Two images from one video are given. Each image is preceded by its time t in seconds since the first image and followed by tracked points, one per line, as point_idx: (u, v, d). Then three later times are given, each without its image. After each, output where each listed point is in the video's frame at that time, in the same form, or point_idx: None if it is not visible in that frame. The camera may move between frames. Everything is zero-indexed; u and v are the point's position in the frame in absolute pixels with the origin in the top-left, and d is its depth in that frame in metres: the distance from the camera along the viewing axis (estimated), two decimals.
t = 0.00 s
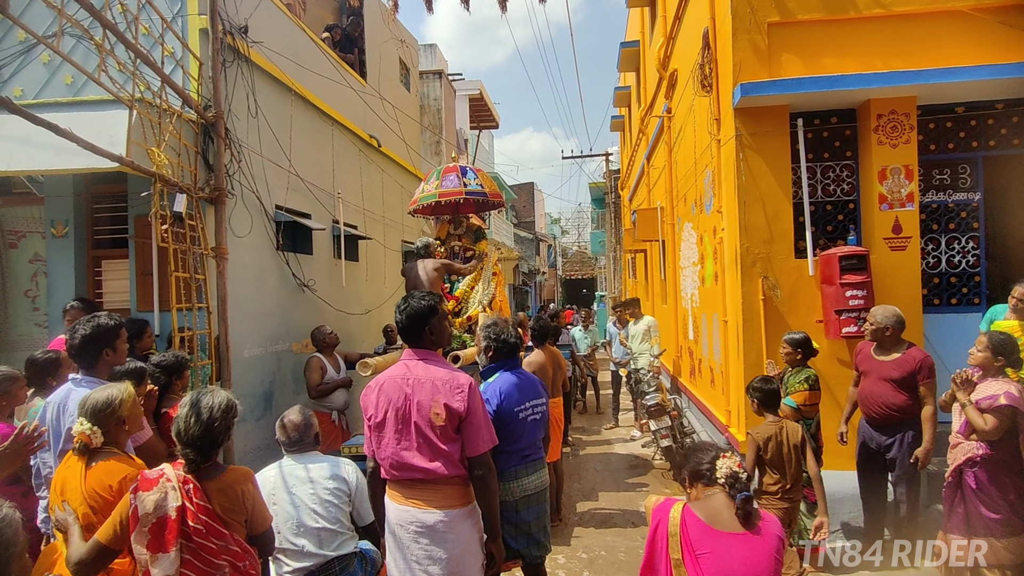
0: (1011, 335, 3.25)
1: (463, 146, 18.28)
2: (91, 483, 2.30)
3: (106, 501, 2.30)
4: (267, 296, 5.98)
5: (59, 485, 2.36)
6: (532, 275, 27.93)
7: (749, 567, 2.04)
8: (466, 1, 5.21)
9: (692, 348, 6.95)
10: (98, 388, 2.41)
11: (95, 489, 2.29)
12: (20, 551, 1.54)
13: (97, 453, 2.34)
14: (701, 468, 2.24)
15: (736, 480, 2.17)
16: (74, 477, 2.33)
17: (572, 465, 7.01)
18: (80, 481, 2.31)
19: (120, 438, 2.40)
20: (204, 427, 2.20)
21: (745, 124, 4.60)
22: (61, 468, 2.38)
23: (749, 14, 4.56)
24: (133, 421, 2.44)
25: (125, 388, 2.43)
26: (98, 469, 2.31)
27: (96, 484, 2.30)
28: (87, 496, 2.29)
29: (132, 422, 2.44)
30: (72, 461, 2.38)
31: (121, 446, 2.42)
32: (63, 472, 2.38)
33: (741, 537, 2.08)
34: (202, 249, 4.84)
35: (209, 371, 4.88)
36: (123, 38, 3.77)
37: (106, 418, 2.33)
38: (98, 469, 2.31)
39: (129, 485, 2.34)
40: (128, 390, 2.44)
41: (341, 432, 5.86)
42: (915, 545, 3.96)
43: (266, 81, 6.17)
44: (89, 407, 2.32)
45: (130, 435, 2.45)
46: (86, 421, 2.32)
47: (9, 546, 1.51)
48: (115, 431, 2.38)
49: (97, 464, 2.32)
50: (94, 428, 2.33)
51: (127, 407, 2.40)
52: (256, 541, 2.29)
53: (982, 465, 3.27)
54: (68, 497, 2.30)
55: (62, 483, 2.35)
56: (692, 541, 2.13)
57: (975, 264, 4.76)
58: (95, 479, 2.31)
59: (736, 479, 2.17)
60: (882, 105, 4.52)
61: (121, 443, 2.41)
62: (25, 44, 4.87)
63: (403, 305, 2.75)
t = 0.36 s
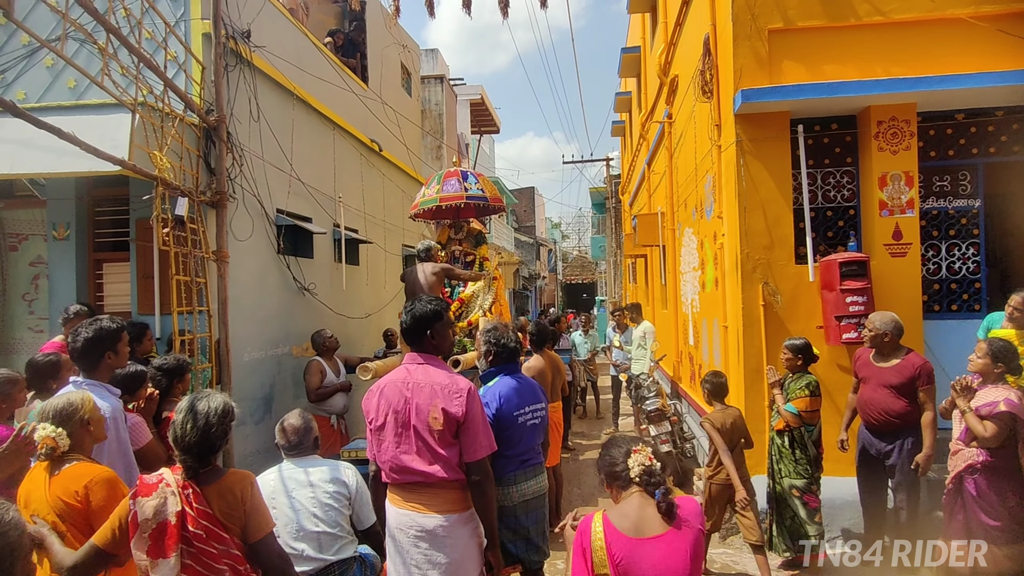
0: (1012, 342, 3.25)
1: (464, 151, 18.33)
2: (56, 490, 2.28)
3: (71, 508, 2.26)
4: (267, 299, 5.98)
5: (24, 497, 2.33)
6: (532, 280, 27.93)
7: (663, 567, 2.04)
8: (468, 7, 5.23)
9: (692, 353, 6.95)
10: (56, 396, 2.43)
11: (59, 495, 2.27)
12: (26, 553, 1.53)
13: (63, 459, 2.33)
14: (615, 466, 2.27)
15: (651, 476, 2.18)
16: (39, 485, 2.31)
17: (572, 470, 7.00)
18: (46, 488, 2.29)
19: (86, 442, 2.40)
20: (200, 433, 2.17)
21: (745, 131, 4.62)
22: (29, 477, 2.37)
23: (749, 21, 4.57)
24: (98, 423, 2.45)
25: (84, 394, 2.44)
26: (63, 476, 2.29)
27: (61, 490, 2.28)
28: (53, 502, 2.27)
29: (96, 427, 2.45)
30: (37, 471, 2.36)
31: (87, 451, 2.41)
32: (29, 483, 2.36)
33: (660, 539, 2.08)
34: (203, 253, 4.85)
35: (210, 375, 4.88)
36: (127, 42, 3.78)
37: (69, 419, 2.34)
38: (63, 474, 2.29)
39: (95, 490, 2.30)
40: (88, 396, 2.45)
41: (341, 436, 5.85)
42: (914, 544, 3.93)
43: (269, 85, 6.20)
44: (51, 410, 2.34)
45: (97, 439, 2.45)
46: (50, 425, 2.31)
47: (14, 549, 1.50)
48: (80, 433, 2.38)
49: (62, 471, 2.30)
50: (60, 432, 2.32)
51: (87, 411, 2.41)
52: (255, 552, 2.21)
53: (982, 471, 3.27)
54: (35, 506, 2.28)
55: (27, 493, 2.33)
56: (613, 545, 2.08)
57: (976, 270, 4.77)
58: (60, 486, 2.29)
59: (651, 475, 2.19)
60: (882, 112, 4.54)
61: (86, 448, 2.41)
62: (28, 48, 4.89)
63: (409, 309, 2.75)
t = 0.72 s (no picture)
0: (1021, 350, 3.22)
1: (470, 158, 18.42)
2: (45, 501, 2.25)
3: (59, 520, 2.23)
4: (273, 306, 6.00)
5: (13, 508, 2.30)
6: (538, 287, 27.94)
7: None
8: (473, 16, 5.26)
9: (698, 360, 6.93)
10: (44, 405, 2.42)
11: (47, 507, 2.24)
12: (40, 562, 1.55)
13: (53, 470, 2.31)
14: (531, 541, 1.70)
15: None
16: (28, 496, 2.28)
17: (577, 478, 6.98)
18: (35, 499, 2.26)
19: (75, 451, 2.38)
20: (202, 441, 2.17)
21: (751, 138, 4.62)
22: (17, 489, 2.34)
23: (754, 29, 4.58)
24: (88, 432, 2.43)
25: (72, 403, 2.44)
26: (52, 487, 2.27)
27: (51, 501, 2.25)
28: (41, 514, 2.24)
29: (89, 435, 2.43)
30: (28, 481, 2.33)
31: (78, 461, 2.39)
32: (19, 493, 2.33)
33: None
34: (210, 260, 4.87)
35: (216, 382, 4.90)
36: (136, 51, 3.81)
37: (58, 429, 2.33)
38: (53, 485, 2.26)
39: (84, 501, 2.27)
40: (77, 405, 2.45)
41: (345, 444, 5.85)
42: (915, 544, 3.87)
43: (276, 93, 6.25)
44: (40, 421, 2.33)
45: (89, 448, 2.44)
46: (39, 435, 2.29)
47: (26, 558, 1.51)
48: (70, 442, 2.36)
49: (52, 482, 2.28)
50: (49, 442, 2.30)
51: (78, 419, 2.39)
52: (256, 561, 2.20)
53: (992, 482, 3.23)
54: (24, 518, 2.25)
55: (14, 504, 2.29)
56: None
57: (983, 278, 4.74)
58: (49, 497, 2.26)
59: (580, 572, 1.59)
60: (888, 120, 4.53)
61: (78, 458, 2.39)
62: (39, 57, 4.95)
63: (419, 317, 2.76)
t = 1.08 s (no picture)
0: None
1: (478, 164, 18.47)
2: (95, 498, 2.31)
3: (111, 516, 2.29)
4: (282, 312, 6.02)
5: (65, 505, 2.37)
6: (545, 292, 27.92)
7: None
8: (482, 24, 5.29)
9: (706, 368, 6.89)
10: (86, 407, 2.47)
11: (99, 503, 2.30)
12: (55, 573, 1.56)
13: (99, 469, 2.35)
14: None
15: None
16: (79, 493, 2.35)
17: (585, 485, 6.94)
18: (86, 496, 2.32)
19: (118, 450, 2.43)
20: (193, 454, 2.15)
21: (760, 145, 4.60)
22: (67, 488, 2.41)
23: (764, 35, 4.57)
24: (127, 432, 2.48)
25: (109, 406, 2.48)
26: (100, 485, 2.32)
27: (101, 498, 2.30)
28: (93, 510, 2.30)
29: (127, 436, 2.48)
30: (76, 480, 2.39)
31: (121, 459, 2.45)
32: (69, 491, 2.39)
33: None
34: (220, 266, 4.90)
35: (225, 388, 4.92)
36: (149, 61, 3.85)
37: (99, 431, 2.36)
38: (101, 483, 2.32)
39: (131, 497, 2.32)
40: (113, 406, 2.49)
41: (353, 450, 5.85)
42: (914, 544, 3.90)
43: (286, 101, 6.29)
44: (80, 424, 2.36)
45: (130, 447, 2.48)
46: (83, 438, 2.33)
47: (41, 569, 1.52)
48: (112, 442, 2.40)
49: (99, 480, 2.33)
50: (92, 443, 2.34)
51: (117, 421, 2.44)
52: (252, 571, 2.19)
53: (1007, 493, 3.19)
54: (76, 513, 2.32)
55: (68, 501, 2.36)
56: None
57: (997, 285, 4.70)
58: (99, 494, 2.32)
59: None
60: (899, 126, 4.50)
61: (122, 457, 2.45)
62: (54, 66, 5.02)
63: (428, 326, 2.75)
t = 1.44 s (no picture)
0: None
1: (485, 166, 18.49)
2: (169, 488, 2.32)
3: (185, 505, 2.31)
4: (291, 314, 6.05)
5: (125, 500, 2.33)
6: (553, 294, 27.89)
7: None
8: (491, 27, 5.30)
9: (715, 371, 6.85)
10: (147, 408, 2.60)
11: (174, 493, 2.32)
12: None
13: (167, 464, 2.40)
14: None
15: None
16: (145, 485, 2.33)
17: (592, 489, 6.92)
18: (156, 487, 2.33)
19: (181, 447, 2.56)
20: (188, 457, 2.15)
21: (771, 147, 4.57)
22: (124, 483, 2.37)
23: (774, 37, 4.55)
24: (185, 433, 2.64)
25: (171, 405, 2.64)
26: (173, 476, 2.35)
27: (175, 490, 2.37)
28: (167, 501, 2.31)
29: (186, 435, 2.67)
30: (137, 475, 2.38)
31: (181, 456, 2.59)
32: (128, 485, 2.36)
33: None
34: (229, 269, 4.92)
35: (234, 390, 4.95)
36: (161, 65, 3.88)
37: (164, 427, 2.55)
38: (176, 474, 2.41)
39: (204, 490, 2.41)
40: (175, 407, 2.66)
41: (361, 451, 5.86)
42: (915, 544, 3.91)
43: (296, 104, 6.33)
44: (150, 419, 2.54)
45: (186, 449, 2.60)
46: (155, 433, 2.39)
47: (51, 572, 1.52)
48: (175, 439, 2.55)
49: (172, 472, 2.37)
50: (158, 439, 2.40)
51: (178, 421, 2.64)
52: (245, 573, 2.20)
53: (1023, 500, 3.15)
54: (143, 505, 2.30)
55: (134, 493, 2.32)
56: None
57: (1010, 289, 4.65)
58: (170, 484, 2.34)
59: None
60: (911, 129, 4.46)
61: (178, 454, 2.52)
62: (67, 71, 5.07)
63: (426, 333, 2.75)
